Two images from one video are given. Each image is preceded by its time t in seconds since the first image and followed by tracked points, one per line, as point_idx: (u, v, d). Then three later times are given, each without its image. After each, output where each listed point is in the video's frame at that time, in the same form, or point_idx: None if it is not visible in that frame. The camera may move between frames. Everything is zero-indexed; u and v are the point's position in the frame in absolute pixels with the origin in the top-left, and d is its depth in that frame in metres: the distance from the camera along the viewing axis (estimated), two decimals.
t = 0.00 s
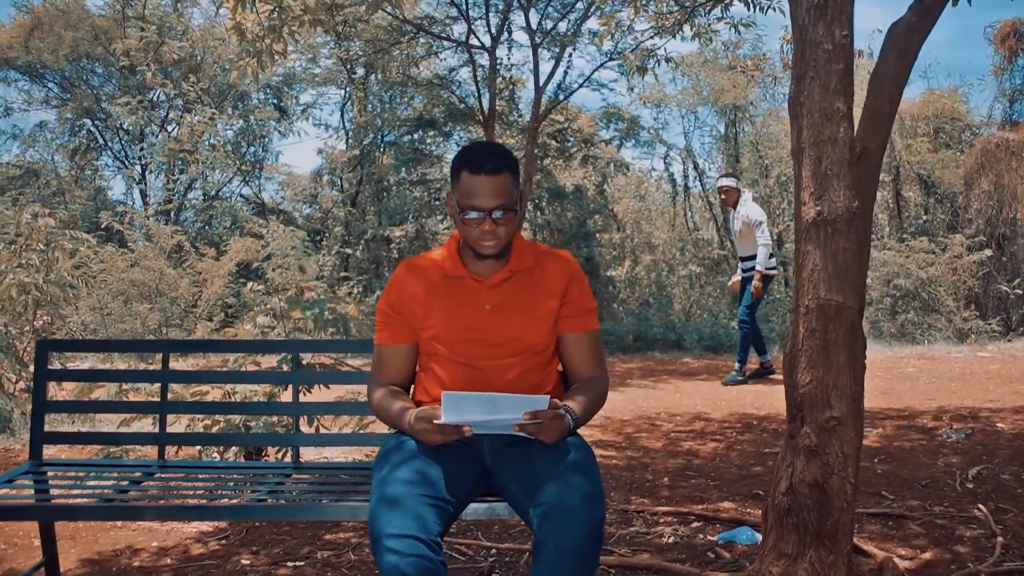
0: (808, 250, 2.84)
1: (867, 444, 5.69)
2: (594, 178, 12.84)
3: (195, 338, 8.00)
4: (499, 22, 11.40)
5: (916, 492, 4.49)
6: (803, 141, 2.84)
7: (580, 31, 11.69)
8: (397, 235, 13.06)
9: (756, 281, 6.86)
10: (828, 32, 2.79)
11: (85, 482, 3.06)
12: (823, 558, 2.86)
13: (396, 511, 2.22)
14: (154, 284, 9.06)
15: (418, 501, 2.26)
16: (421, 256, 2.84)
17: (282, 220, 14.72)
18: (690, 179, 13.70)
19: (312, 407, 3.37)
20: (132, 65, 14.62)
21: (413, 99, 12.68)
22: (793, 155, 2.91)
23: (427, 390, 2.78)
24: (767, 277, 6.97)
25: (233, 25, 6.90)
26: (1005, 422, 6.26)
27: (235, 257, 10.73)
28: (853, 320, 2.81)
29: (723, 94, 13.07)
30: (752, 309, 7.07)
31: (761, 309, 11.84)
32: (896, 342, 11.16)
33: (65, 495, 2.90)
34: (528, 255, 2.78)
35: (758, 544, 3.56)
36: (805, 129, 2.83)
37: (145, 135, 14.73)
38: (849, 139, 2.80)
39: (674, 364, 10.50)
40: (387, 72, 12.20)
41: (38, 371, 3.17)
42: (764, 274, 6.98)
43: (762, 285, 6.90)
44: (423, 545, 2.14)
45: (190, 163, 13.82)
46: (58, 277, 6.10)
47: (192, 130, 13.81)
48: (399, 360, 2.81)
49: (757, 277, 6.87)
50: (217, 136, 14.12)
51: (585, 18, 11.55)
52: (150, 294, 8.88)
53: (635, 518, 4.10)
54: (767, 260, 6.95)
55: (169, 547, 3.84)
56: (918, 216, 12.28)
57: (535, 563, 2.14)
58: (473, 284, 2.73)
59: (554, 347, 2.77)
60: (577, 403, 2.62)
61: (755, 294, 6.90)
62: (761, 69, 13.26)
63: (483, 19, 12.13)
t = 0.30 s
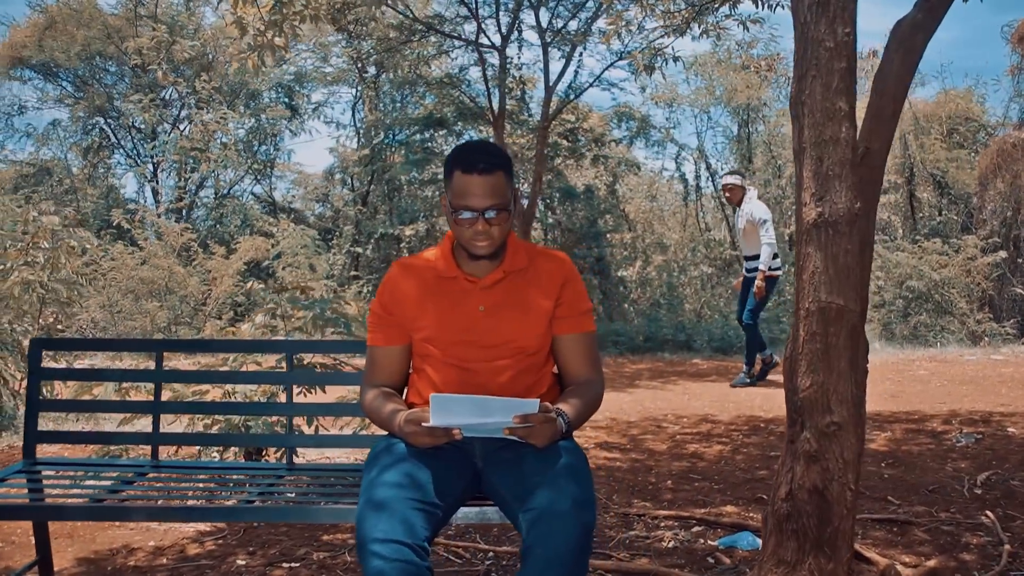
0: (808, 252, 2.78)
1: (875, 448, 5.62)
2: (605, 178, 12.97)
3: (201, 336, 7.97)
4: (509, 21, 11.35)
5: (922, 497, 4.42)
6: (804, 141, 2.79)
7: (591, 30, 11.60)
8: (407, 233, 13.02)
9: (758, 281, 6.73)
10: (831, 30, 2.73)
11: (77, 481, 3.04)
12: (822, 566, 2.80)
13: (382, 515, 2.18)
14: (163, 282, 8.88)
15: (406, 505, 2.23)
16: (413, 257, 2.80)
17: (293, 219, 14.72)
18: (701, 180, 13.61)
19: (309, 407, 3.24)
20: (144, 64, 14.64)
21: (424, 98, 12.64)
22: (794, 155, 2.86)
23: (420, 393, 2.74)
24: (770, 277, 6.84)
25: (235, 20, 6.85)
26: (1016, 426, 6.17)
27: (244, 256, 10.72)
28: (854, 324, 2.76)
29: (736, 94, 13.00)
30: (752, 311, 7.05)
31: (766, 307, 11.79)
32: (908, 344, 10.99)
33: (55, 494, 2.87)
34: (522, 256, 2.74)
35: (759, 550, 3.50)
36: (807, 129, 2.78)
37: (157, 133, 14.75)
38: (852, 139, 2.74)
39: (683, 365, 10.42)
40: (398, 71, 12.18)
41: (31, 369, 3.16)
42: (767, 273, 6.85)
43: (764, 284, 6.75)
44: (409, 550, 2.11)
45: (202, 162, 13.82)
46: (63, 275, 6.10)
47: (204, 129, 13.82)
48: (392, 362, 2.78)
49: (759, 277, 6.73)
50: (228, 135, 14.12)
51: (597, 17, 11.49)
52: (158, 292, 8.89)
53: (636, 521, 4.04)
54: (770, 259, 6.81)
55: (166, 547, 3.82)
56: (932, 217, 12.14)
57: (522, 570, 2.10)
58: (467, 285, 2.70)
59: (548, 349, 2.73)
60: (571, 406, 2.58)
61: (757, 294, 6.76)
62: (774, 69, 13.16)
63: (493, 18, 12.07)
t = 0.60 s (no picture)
0: (807, 252, 2.73)
1: (882, 451, 5.54)
2: (615, 177, 12.90)
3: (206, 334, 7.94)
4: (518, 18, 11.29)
5: (928, 502, 4.36)
6: (804, 139, 2.73)
7: (599, 28, 11.54)
8: (416, 232, 12.97)
9: (760, 281, 6.62)
10: (831, 25, 2.68)
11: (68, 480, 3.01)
12: (821, 572, 2.75)
13: (367, 518, 2.15)
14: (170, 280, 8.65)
15: (392, 508, 2.19)
16: (406, 255, 2.77)
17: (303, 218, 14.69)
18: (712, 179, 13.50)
19: (302, 407, 3.20)
20: (154, 62, 14.66)
21: (434, 96, 12.60)
22: (794, 154, 2.81)
23: (411, 393, 2.70)
24: (773, 276, 6.76)
25: (236, 16, 6.81)
26: None
27: (253, 254, 10.70)
28: (854, 325, 2.70)
29: (747, 93, 12.91)
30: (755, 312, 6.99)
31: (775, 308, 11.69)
32: (919, 345, 10.85)
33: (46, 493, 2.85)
34: (516, 254, 2.71)
35: (759, 554, 3.45)
36: (806, 126, 2.73)
37: (168, 130, 14.78)
38: (851, 137, 2.69)
39: (691, 365, 10.34)
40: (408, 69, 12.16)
41: (23, 368, 3.14)
42: (771, 274, 6.77)
43: (766, 284, 6.65)
44: (393, 553, 2.07)
45: (211, 160, 13.82)
46: (67, 273, 6.09)
47: (214, 127, 13.83)
48: (384, 362, 2.74)
49: (762, 276, 6.64)
50: (237, 134, 14.13)
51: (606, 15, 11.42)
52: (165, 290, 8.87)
53: (636, 524, 3.99)
54: (773, 259, 6.73)
55: (161, 546, 3.79)
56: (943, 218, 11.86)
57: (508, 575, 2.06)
58: (459, 283, 2.67)
59: (541, 350, 2.68)
60: (563, 407, 2.53)
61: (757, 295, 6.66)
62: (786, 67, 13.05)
63: (501, 15, 12.03)
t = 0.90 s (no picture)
0: (805, 253, 2.68)
1: (887, 452, 5.47)
2: (623, 175, 12.80)
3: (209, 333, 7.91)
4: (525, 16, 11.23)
5: (932, 506, 4.29)
6: (802, 138, 2.68)
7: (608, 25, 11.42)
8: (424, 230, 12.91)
9: (761, 281, 6.53)
10: (830, 22, 2.62)
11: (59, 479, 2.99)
12: None
13: (350, 522, 2.12)
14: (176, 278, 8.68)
15: (377, 513, 2.16)
16: (397, 255, 2.74)
17: (310, 215, 14.63)
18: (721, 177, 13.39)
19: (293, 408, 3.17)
20: (163, 59, 14.65)
21: (442, 94, 12.54)
22: (792, 153, 2.75)
23: (402, 395, 2.67)
24: (774, 277, 6.70)
25: (238, 13, 6.78)
26: None
27: (259, 252, 10.68)
28: (853, 328, 2.65)
29: (757, 91, 12.81)
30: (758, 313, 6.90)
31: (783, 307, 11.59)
32: (928, 345, 10.75)
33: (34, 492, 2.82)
34: (508, 255, 2.67)
35: (757, 558, 3.40)
36: (804, 125, 2.67)
37: (176, 128, 14.78)
38: (851, 136, 2.63)
39: (698, 365, 10.25)
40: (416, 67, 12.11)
41: (14, 368, 3.13)
42: (772, 274, 6.71)
43: (766, 285, 6.58)
44: (376, 559, 2.04)
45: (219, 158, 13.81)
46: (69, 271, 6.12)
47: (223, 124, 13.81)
48: (375, 363, 2.71)
49: (762, 277, 6.57)
50: (245, 132, 14.11)
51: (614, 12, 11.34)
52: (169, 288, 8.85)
53: (634, 526, 3.94)
54: (774, 259, 6.66)
55: (156, 546, 3.76)
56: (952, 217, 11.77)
57: None
58: (450, 284, 2.63)
59: (533, 351, 2.64)
60: (554, 411, 2.49)
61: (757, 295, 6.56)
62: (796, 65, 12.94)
63: (508, 13, 11.98)
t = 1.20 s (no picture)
0: (803, 253, 2.63)
1: (891, 454, 5.41)
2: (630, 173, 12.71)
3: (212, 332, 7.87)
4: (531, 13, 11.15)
5: (936, 508, 4.24)
6: (800, 136, 2.63)
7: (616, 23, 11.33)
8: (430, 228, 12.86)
9: (760, 281, 6.47)
10: (829, 17, 2.57)
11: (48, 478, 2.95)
12: None
13: (335, 525, 2.08)
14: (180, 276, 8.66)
15: (362, 516, 2.12)
16: (389, 254, 2.70)
17: (317, 213, 14.59)
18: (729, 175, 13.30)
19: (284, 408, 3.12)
20: (170, 57, 14.63)
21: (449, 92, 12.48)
22: (790, 151, 2.70)
23: (392, 396, 2.63)
24: (774, 277, 6.64)
25: (240, 11, 6.74)
26: None
27: (265, 250, 10.66)
28: (851, 330, 2.60)
29: (765, 89, 12.71)
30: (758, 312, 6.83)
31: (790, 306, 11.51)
32: (937, 345, 10.66)
33: (23, 491, 2.79)
34: (500, 254, 2.62)
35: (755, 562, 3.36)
36: (802, 122, 2.62)
37: (183, 126, 14.76)
38: (849, 133, 2.58)
39: (703, 364, 10.18)
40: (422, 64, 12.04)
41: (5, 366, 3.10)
42: (772, 274, 6.65)
43: (766, 285, 6.51)
44: (361, 563, 2.00)
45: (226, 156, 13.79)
46: (68, 268, 6.10)
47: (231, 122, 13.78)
48: (366, 363, 2.67)
49: (762, 277, 6.50)
50: (252, 130, 14.10)
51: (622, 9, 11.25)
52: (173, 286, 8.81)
53: (632, 529, 3.90)
54: (774, 259, 6.59)
55: (150, 546, 3.73)
56: (964, 216, 11.72)
57: None
58: (441, 283, 2.59)
59: (525, 352, 2.59)
60: (545, 412, 2.45)
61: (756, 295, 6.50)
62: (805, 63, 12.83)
63: (513, 11, 11.94)
